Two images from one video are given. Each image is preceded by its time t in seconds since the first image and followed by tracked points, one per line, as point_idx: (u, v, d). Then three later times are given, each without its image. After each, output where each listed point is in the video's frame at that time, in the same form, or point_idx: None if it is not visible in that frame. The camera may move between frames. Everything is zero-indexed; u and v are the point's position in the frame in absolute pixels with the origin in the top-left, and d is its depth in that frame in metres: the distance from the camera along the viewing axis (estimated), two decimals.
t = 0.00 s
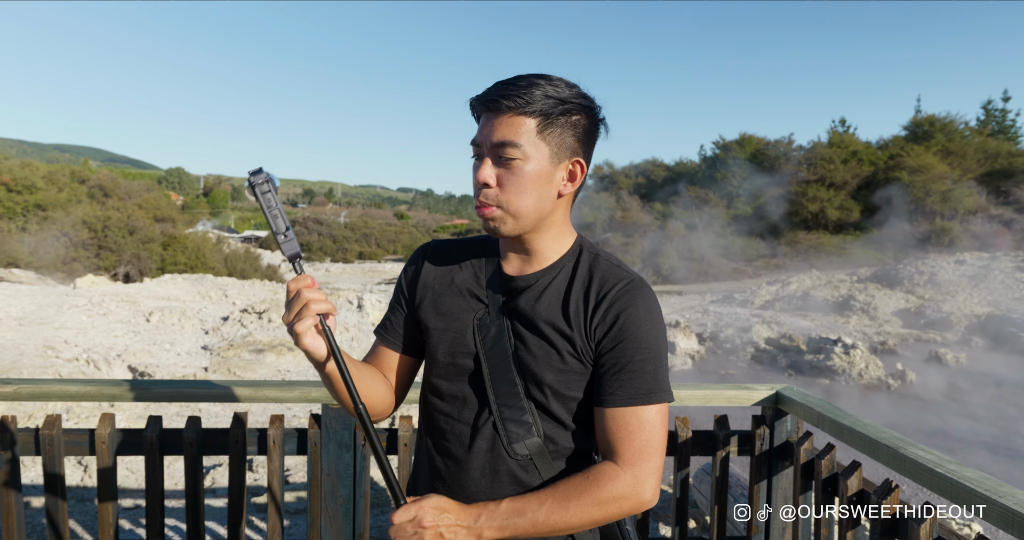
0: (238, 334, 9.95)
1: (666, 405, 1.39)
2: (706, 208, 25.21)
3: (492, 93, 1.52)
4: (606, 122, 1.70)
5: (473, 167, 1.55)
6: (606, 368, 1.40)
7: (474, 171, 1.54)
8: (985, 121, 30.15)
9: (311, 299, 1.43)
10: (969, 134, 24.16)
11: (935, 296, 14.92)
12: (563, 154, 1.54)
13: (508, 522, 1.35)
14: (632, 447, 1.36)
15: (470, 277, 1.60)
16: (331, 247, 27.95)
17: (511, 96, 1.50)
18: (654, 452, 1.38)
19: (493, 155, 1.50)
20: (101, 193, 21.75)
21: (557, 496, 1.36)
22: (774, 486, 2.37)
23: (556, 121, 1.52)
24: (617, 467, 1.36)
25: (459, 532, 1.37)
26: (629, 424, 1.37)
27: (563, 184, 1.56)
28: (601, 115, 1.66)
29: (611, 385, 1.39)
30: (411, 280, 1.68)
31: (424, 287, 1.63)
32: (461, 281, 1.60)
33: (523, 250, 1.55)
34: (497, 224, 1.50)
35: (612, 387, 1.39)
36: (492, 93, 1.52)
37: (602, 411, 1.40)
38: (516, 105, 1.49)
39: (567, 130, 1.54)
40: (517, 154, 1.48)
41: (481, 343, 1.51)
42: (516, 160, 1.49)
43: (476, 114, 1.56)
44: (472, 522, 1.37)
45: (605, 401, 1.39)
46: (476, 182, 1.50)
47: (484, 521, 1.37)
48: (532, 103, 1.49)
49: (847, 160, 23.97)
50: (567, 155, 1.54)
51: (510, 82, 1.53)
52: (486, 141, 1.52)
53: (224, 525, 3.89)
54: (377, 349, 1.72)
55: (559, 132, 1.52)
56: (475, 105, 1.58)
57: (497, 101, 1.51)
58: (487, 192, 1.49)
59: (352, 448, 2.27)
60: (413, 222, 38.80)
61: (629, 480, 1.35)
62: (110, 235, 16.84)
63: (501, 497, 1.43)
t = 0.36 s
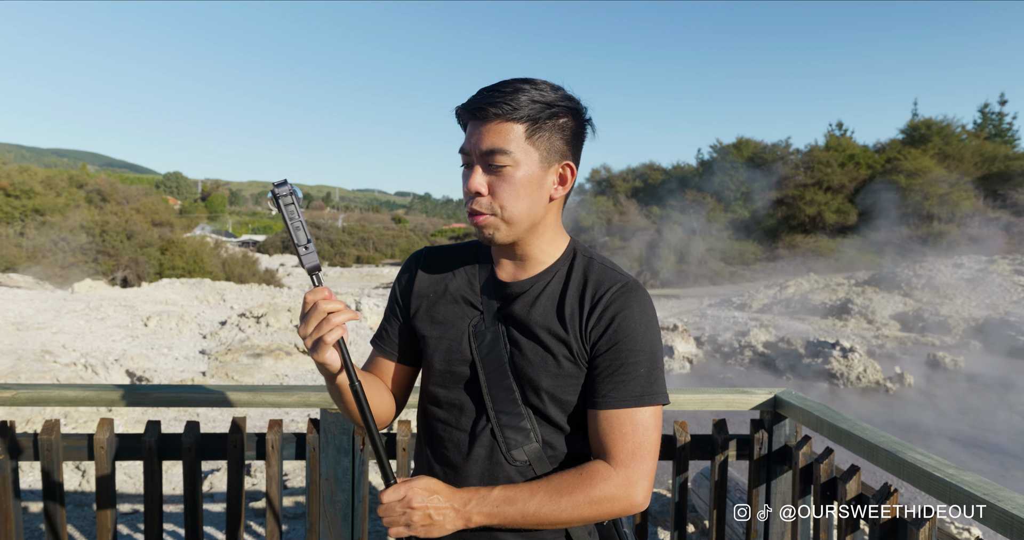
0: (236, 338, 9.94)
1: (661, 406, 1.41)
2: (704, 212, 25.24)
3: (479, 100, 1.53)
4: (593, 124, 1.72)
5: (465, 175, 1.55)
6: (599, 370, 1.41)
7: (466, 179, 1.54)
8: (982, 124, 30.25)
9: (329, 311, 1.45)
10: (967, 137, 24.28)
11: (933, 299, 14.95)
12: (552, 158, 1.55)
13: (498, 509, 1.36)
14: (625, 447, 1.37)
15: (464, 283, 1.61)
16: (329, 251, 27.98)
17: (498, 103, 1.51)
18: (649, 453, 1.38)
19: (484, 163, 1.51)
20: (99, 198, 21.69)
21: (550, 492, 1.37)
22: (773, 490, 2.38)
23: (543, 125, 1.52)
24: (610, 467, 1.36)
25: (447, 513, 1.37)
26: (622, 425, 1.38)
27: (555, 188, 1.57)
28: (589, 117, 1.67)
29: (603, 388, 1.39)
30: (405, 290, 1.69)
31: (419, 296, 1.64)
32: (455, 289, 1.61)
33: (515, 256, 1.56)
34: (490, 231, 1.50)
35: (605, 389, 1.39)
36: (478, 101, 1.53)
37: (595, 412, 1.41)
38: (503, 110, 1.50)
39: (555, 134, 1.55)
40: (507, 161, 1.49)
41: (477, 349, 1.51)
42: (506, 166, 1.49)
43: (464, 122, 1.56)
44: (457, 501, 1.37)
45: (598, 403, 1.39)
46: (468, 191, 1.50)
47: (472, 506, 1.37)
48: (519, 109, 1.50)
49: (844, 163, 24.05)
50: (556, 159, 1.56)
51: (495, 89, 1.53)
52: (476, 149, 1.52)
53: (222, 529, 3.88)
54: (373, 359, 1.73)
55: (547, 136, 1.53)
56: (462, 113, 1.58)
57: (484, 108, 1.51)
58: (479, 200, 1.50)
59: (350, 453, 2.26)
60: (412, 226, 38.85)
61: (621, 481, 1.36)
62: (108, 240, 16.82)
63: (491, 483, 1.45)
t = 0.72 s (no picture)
0: (235, 336, 9.94)
1: (655, 396, 1.41)
2: (703, 212, 25.25)
3: (493, 93, 1.51)
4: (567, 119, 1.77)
5: (482, 170, 1.51)
6: (593, 362, 1.41)
7: (487, 174, 1.51)
8: (982, 126, 30.28)
9: (381, 314, 1.37)
10: (967, 139, 24.34)
11: (932, 300, 14.97)
12: (562, 153, 1.59)
13: (506, 527, 1.34)
14: (621, 439, 1.37)
15: (457, 283, 1.61)
16: (328, 250, 27.99)
17: (513, 96, 1.50)
18: (645, 444, 1.39)
19: (508, 157, 1.50)
20: (98, 195, 21.61)
21: (552, 495, 1.36)
22: (773, 489, 2.38)
23: (554, 119, 1.55)
24: (609, 462, 1.37)
25: None
26: (618, 418, 1.38)
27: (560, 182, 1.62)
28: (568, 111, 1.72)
29: (599, 379, 1.40)
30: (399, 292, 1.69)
31: (415, 298, 1.64)
32: (448, 289, 1.61)
33: (515, 252, 1.56)
34: (518, 229, 1.49)
35: (601, 381, 1.40)
36: (492, 94, 1.51)
37: (591, 404, 1.41)
38: (520, 104, 1.49)
39: (562, 127, 1.59)
40: (534, 154, 1.50)
41: (470, 348, 1.51)
42: (532, 160, 1.50)
43: (479, 115, 1.52)
44: (463, 526, 1.34)
45: (594, 395, 1.40)
46: (498, 187, 1.48)
47: (479, 527, 1.34)
48: (537, 102, 1.51)
49: (844, 164, 24.08)
50: (564, 153, 1.60)
51: (508, 82, 1.52)
52: (498, 143, 1.50)
53: (222, 527, 3.88)
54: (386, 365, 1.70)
55: (557, 129, 1.56)
56: (467, 107, 1.55)
57: (500, 102, 1.50)
58: (510, 195, 1.48)
59: (350, 451, 2.27)
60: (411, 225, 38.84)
61: (620, 473, 1.36)
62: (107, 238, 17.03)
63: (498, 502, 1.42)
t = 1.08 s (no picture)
0: (235, 333, 9.95)
1: (653, 385, 1.42)
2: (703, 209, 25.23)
3: (481, 91, 1.49)
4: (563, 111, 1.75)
5: (474, 165, 1.50)
6: (593, 352, 1.41)
7: (478, 169, 1.49)
8: (983, 124, 30.25)
9: (433, 309, 1.20)
10: (967, 137, 24.35)
11: (932, 298, 14.99)
12: (554, 148, 1.57)
13: (511, 515, 1.32)
14: (622, 428, 1.38)
15: (456, 278, 1.60)
16: (328, 247, 28.01)
17: (501, 93, 1.48)
18: (645, 432, 1.40)
19: (500, 153, 1.48)
20: (98, 191, 21.58)
21: (557, 484, 1.35)
22: (772, 485, 2.38)
23: (547, 114, 1.53)
24: (610, 450, 1.37)
25: (459, 530, 1.32)
26: (618, 407, 1.39)
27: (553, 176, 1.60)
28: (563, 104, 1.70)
29: (599, 369, 1.40)
30: (402, 283, 1.68)
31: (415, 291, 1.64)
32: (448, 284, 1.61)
33: (510, 247, 1.54)
34: (509, 225, 1.48)
35: (601, 370, 1.39)
36: (481, 92, 1.49)
37: (591, 394, 1.41)
38: (509, 100, 1.47)
39: (555, 122, 1.57)
40: (524, 151, 1.48)
41: (471, 342, 1.50)
42: (522, 156, 1.48)
43: (471, 111, 1.50)
44: (469, 514, 1.32)
45: (595, 386, 1.40)
46: (487, 183, 1.46)
47: (485, 517, 1.32)
48: (526, 98, 1.49)
49: (844, 161, 24.08)
50: (556, 147, 1.58)
51: (501, 78, 1.50)
52: (489, 139, 1.48)
53: (222, 523, 3.89)
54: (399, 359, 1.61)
55: (549, 124, 1.54)
56: (458, 105, 1.53)
57: (489, 99, 1.48)
58: (500, 191, 1.46)
59: (350, 447, 2.27)
60: (410, 222, 38.85)
61: (622, 462, 1.37)
62: (107, 235, 17.09)
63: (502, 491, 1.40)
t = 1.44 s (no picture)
0: (232, 331, 9.93)
1: (648, 371, 1.42)
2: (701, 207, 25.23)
3: (440, 105, 1.48)
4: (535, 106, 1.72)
5: (445, 179, 1.48)
6: (587, 341, 1.41)
7: (448, 182, 1.47)
8: (980, 121, 30.31)
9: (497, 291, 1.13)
10: (964, 134, 24.36)
11: (930, 295, 15.00)
12: (525, 146, 1.54)
13: (518, 503, 1.31)
14: (620, 415, 1.38)
15: (449, 279, 1.60)
16: (326, 245, 27.98)
17: (460, 103, 1.47)
18: (643, 418, 1.40)
19: (466, 163, 1.46)
20: (95, 190, 21.52)
21: (561, 469, 1.35)
22: (770, 483, 2.38)
23: (510, 113, 1.51)
24: (609, 436, 1.37)
25: (468, 517, 1.31)
26: (614, 395, 1.38)
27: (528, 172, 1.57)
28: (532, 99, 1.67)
29: (594, 357, 1.39)
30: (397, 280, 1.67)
31: (409, 292, 1.63)
32: (441, 285, 1.61)
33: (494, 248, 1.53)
34: (487, 230, 1.46)
35: (597, 359, 1.39)
36: (440, 107, 1.48)
37: (588, 383, 1.41)
38: (469, 109, 1.46)
39: (521, 120, 1.54)
40: (491, 156, 1.45)
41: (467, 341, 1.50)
42: (491, 162, 1.45)
43: (434, 126, 1.49)
44: (479, 500, 1.30)
45: (590, 374, 1.39)
46: (458, 194, 1.43)
47: (493, 504, 1.31)
48: (484, 103, 1.46)
49: (841, 159, 24.09)
50: (527, 146, 1.56)
51: (457, 87, 1.50)
52: (454, 152, 1.46)
53: (219, 522, 3.88)
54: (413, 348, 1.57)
55: (516, 124, 1.51)
56: (421, 123, 1.53)
57: (448, 112, 1.47)
58: (473, 200, 1.44)
59: (347, 445, 2.26)
60: (409, 220, 38.81)
61: (622, 448, 1.36)
62: (104, 233, 17.10)
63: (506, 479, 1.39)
